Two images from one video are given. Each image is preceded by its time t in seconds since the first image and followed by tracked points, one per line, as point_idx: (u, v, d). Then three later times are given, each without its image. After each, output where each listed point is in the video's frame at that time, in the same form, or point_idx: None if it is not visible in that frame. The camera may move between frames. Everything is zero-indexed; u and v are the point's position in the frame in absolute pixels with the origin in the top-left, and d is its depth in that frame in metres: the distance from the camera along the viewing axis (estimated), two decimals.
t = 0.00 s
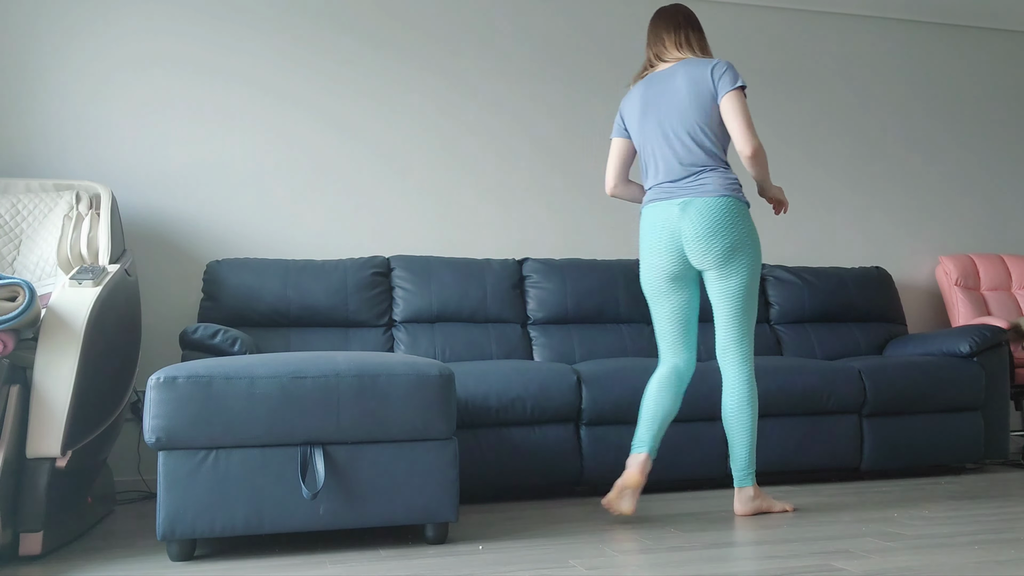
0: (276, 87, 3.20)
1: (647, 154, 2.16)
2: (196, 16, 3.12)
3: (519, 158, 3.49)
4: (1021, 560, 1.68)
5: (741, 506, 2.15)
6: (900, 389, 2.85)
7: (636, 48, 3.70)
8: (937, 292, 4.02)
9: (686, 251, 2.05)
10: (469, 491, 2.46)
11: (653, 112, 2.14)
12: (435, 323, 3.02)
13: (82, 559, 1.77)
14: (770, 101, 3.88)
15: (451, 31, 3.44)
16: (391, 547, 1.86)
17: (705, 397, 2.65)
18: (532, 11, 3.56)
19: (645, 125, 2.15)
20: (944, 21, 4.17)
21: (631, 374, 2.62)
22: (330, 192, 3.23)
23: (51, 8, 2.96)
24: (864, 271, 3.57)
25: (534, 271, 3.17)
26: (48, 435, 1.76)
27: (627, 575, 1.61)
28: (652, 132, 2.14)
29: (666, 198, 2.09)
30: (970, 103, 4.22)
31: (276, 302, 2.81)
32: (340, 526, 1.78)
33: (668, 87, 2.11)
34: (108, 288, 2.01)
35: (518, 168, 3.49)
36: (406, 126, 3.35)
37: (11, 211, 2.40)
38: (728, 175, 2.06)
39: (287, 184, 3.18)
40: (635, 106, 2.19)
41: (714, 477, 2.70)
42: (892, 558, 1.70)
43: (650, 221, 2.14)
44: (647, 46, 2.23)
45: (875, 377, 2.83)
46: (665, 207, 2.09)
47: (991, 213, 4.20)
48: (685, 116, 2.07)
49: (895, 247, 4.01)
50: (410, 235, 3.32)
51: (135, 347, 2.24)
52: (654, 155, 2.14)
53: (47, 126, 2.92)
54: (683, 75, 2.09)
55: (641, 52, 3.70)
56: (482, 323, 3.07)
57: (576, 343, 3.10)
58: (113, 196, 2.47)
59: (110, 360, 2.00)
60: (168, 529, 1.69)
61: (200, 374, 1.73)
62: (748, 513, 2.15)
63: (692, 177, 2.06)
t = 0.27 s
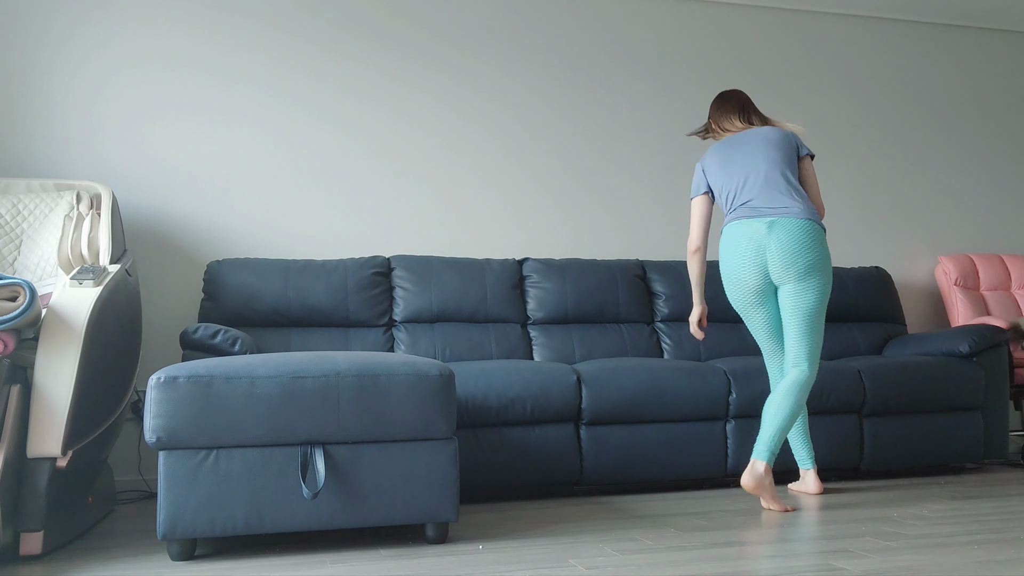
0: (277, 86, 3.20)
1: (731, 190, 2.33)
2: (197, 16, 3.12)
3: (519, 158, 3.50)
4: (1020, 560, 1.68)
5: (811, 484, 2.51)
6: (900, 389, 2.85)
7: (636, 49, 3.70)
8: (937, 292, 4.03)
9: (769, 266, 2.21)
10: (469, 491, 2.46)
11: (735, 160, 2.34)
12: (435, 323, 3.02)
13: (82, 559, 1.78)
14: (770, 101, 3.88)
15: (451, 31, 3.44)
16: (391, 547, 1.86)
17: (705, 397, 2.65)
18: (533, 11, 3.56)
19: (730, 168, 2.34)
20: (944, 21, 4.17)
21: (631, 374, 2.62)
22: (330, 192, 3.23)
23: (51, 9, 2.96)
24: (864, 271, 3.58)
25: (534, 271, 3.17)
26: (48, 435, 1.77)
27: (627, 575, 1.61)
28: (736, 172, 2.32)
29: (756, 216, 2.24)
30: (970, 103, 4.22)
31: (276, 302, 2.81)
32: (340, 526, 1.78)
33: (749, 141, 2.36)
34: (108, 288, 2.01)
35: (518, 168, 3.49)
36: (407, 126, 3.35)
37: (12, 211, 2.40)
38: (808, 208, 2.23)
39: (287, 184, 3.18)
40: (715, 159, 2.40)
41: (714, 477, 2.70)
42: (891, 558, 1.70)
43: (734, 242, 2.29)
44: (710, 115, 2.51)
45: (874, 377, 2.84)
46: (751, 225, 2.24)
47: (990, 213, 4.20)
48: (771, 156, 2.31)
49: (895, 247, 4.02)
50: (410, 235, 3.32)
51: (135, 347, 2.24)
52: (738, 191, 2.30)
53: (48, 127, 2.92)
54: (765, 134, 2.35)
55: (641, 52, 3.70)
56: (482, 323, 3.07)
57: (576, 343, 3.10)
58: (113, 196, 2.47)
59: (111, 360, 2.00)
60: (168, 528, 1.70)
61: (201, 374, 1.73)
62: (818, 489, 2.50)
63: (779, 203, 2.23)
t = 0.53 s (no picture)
0: (278, 86, 3.20)
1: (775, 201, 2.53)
2: (197, 16, 3.12)
3: (519, 158, 3.50)
4: (1020, 560, 1.68)
5: (812, 482, 2.48)
6: (900, 388, 2.85)
7: (636, 49, 3.70)
8: (937, 292, 4.03)
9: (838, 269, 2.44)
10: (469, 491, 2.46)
11: (762, 189, 2.59)
12: (435, 323, 3.02)
13: (82, 559, 1.78)
14: (770, 101, 3.89)
15: (450, 31, 3.44)
16: (391, 547, 1.86)
17: (705, 397, 2.65)
18: (533, 11, 3.57)
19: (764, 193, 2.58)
20: (944, 21, 4.17)
21: (631, 374, 2.62)
22: (331, 192, 3.23)
23: (51, 8, 2.96)
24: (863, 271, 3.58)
25: (534, 271, 3.18)
26: (48, 435, 1.77)
27: (627, 575, 1.61)
28: (770, 193, 2.56)
29: (817, 210, 2.45)
30: (970, 103, 4.22)
31: (276, 302, 2.81)
32: (340, 526, 1.78)
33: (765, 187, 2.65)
34: (109, 288, 2.01)
35: (518, 168, 3.49)
36: (407, 125, 3.35)
37: (12, 211, 2.40)
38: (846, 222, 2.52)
39: (287, 184, 3.18)
40: (737, 199, 2.63)
41: (714, 477, 2.71)
42: (891, 558, 1.70)
43: (793, 234, 2.43)
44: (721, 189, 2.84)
45: (874, 377, 2.84)
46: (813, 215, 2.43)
47: (990, 213, 4.20)
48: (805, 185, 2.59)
49: (895, 247, 4.02)
50: (410, 235, 3.32)
51: (135, 347, 2.24)
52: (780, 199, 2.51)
53: (48, 127, 2.93)
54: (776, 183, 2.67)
55: (641, 52, 3.71)
56: (483, 324, 3.07)
57: (576, 343, 3.10)
58: (114, 196, 2.47)
59: (111, 361, 2.00)
60: (168, 528, 1.70)
61: (201, 374, 1.73)
62: (819, 489, 2.48)
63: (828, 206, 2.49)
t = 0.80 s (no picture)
0: (277, 85, 3.20)
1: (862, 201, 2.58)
2: (197, 16, 3.12)
3: (519, 158, 3.50)
4: (1020, 560, 1.68)
5: (843, 478, 2.50)
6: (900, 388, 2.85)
7: (636, 49, 3.70)
8: (937, 292, 4.03)
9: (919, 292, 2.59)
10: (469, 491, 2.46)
11: (841, 186, 2.62)
12: (435, 323, 3.02)
13: (81, 559, 1.78)
14: (770, 101, 3.88)
15: (450, 31, 3.44)
16: (391, 547, 1.86)
17: (705, 397, 2.65)
18: (533, 11, 3.56)
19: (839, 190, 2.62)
20: (944, 21, 4.17)
21: (632, 374, 2.62)
22: (331, 192, 3.23)
23: (51, 8, 2.96)
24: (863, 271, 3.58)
25: (534, 271, 3.18)
26: (48, 435, 1.77)
27: (627, 575, 1.61)
28: (849, 193, 2.60)
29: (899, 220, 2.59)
30: (970, 103, 4.22)
31: (276, 302, 2.81)
32: (340, 526, 1.78)
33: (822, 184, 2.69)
34: (109, 288, 2.01)
35: (518, 168, 3.49)
36: (407, 125, 3.35)
37: (12, 211, 2.40)
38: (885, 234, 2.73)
39: (287, 184, 3.18)
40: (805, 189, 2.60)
41: (715, 477, 2.71)
42: (891, 558, 1.70)
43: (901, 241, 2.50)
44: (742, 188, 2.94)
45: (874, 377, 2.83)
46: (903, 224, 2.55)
47: (991, 213, 4.20)
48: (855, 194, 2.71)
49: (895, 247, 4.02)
50: (410, 235, 3.32)
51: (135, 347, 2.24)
52: (869, 201, 2.58)
53: (48, 126, 2.93)
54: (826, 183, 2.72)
55: (641, 52, 3.71)
56: (482, 323, 3.07)
57: (576, 343, 3.10)
58: (114, 196, 2.47)
59: (111, 361, 2.00)
60: (168, 528, 1.70)
61: (201, 374, 1.73)
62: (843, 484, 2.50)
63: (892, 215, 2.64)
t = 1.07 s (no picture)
0: (277, 85, 3.20)
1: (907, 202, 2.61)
2: (196, 16, 3.12)
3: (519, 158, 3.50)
4: (1020, 560, 1.68)
5: (858, 471, 2.52)
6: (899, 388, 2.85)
7: (636, 49, 3.70)
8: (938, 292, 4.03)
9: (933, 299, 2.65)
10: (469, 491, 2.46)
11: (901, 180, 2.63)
12: (435, 323, 3.02)
13: (82, 559, 1.78)
14: (770, 101, 3.88)
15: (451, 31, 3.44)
16: (391, 547, 1.86)
17: (705, 398, 2.65)
18: (533, 11, 3.56)
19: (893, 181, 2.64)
20: (944, 21, 4.17)
21: (631, 374, 2.62)
22: (331, 192, 3.23)
23: (51, 9, 2.96)
24: (863, 271, 3.58)
25: (534, 271, 3.18)
26: (48, 435, 1.77)
27: (627, 575, 1.61)
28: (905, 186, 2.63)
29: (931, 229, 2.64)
30: (970, 103, 4.22)
31: (276, 302, 2.81)
32: (340, 526, 1.78)
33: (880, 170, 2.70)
34: (108, 288, 2.01)
35: (518, 168, 3.49)
36: (406, 125, 3.35)
37: (12, 211, 2.40)
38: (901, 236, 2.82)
39: (287, 184, 3.18)
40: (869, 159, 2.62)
41: (715, 477, 2.71)
42: (891, 558, 1.70)
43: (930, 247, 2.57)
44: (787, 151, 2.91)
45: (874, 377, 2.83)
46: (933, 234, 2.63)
47: (991, 213, 4.20)
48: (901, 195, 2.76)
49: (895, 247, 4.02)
50: (410, 235, 3.32)
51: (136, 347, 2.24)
52: (913, 205, 2.62)
53: (48, 126, 2.93)
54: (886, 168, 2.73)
55: (641, 51, 3.71)
56: (482, 324, 3.07)
57: (576, 343, 3.10)
58: (114, 196, 2.47)
59: (111, 361, 2.00)
60: (168, 529, 1.70)
61: (201, 374, 1.73)
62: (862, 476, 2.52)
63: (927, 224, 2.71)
